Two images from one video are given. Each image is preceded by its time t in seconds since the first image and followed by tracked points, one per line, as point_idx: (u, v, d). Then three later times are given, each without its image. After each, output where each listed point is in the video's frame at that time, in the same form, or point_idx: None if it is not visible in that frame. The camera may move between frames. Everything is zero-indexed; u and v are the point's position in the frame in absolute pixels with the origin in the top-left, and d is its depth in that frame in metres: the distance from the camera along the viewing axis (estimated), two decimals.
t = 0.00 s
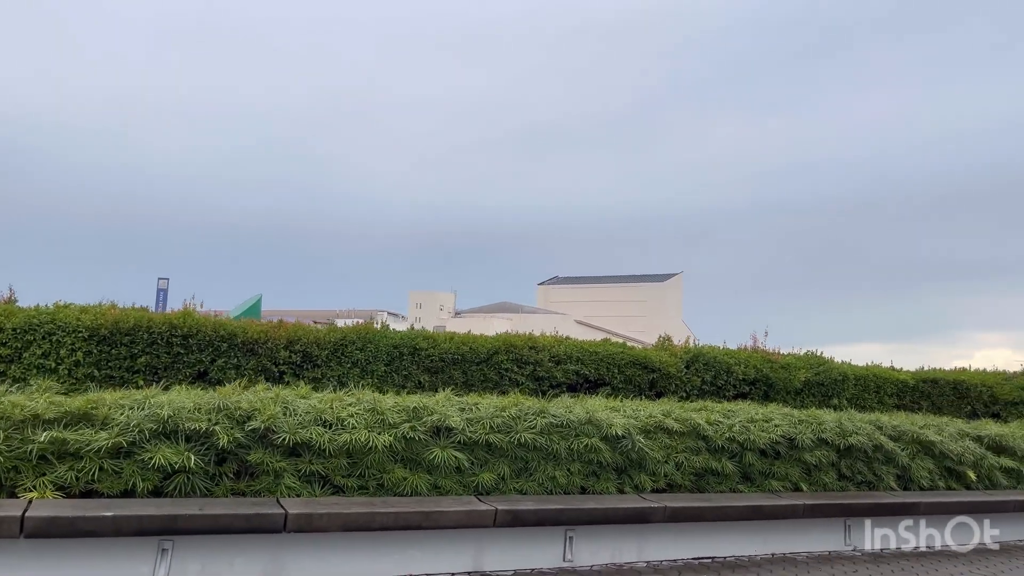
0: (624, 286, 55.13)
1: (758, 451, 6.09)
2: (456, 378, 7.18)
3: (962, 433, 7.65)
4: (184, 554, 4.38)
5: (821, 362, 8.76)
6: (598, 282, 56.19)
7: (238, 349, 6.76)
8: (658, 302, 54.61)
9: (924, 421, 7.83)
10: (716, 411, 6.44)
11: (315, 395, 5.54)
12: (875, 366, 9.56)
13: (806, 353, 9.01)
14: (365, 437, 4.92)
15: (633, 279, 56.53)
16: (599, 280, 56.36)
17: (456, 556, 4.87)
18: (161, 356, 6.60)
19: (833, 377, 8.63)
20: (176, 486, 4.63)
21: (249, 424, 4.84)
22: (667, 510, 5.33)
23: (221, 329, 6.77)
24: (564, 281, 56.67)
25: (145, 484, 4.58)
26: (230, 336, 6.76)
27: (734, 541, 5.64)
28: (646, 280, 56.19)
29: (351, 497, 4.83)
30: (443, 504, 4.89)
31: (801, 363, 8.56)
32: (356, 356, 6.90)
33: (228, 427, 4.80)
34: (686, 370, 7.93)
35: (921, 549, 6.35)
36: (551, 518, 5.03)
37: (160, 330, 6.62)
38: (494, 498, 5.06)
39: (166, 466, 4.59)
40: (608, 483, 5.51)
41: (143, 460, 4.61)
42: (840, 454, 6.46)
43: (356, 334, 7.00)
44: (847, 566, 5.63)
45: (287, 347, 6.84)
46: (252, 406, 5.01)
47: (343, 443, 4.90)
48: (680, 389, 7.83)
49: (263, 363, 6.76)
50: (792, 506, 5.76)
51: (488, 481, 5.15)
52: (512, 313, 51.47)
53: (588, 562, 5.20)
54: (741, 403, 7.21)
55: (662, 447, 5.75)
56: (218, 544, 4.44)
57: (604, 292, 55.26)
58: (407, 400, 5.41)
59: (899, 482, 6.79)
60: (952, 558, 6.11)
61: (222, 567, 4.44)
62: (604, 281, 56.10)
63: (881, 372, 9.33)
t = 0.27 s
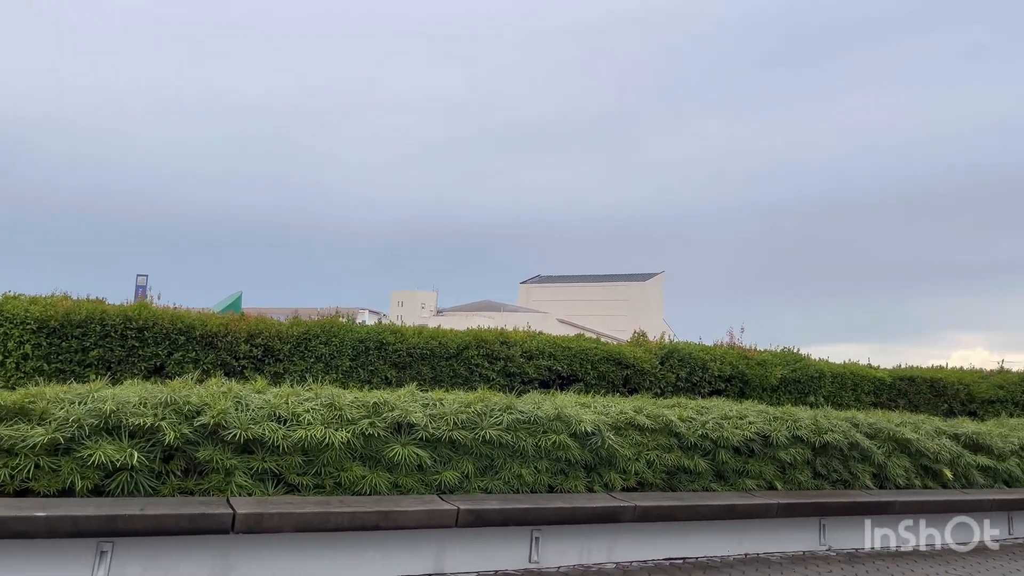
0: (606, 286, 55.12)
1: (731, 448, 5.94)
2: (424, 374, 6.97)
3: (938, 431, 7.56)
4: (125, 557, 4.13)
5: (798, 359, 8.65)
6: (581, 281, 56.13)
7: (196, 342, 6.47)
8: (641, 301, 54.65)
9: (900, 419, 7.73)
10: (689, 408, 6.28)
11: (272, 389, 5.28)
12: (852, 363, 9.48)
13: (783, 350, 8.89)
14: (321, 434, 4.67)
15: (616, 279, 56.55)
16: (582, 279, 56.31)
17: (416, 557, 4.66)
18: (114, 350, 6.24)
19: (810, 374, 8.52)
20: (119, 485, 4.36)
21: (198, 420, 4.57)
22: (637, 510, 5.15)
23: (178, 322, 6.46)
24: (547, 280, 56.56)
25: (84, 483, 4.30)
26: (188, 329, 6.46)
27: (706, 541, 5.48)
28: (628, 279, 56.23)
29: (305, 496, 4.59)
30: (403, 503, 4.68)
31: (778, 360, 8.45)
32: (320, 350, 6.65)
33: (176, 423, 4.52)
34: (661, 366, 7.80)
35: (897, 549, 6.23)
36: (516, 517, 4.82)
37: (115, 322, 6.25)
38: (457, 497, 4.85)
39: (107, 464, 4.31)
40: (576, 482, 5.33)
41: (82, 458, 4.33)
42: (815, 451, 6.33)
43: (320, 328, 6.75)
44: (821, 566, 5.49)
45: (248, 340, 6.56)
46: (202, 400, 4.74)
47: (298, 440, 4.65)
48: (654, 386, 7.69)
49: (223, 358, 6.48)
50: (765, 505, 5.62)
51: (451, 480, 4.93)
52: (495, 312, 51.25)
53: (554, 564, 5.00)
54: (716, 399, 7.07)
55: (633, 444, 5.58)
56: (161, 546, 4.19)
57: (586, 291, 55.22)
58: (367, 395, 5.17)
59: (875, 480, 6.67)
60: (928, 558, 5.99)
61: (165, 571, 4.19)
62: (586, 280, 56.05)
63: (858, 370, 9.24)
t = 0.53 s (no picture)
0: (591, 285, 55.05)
1: (706, 451, 5.77)
2: (393, 373, 6.75)
3: (917, 433, 7.44)
4: (59, 567, 3.86)
5: (777, 359, 8.51)
6: (565, 280, 56.02)
7: (153, 339, 6.17)
8: (625, 300, 54.63)
9: (880, 420, 7.60)
10: (663, 409, 6.10)
11: (226, 388, 5.01)
12: (831, 364, 9.36)
13: (762, 350, 8.75)
14: (276, 436, 4.40)
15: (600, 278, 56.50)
16: (566, 278, 56.21)
17: (373, 565, 4.43)
18: (65, 347, 5.93)
19: (789, 374, 8.39)
20: (57, 490, 4.09)
21: (144, 421, 4.29)
22: (607, 515, 4.96)
23: (134, 318, 6.15)
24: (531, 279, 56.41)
25: (18, 487, 4.02)
26: (144, 325, 6.15)
27: (679, 546, 5.31)
28: (613, 279, 56.18)
29: (257, 501, 4.34)
30: (361, 508, 4.45)
31: (756, 360, 8.31)
32: (283, 348, 6.40)
33: (119, 424, 4.24)
34: (637, 366, 7.65)
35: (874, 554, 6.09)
36: (481, 523, 4.61)
37: (65, 317, 5.93)
38: (419, 502, 4.63)
39: (44, 469, 4.03)
40: (545, 485, 5.13)
41: (16, 461, 4.04)
42: (792, 454, 6.18)
43: (284, 326, 6.50)
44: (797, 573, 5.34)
45: (208, 337, 6.28)
46: (149, 400, 4.46)
47: (251, 443, 4.39)
48: (630, 386, 7.54)
49: (180, 355, 6.20)
50: (740, 510, 5.45)
51: (413, 484, 4.71)
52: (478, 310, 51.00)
53: (520, 571, 4.80)
54: (691, 400, 6.92)
55: (604, 447, 5.40)
56: (99, 554, 3.94)
57: (571, 290, 55.12)
58: (326, 395, 4.91)
59: (853, 484, 6.54)
60: (906, 563, 5.86)
61: None
62: (571, 279, 55.95)
63: (838, 370, 9.12)
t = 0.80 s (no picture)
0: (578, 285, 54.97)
1: (682, 450, 5.61)
2: (362, 370, 6.56)
3: (899, 433, 7.31)
4: None
5: (757, 358, 8.38)
6: (552, 280, 55.90)
7: (110, 333, 5.88)
8: (612, 301, 54.58)
9: (861, 420, 7.48)
10: (638, 407, 5.94)
11: (179, 384, 4.76)
12: (812, 363, 9.25)
13: (743, 349, 8.62)
14: (228, 433, 4.17)
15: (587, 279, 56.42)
16: (553, 279, 56.11)
17: (330, 569, 4.21)
18: (14, 342, 5.61)
19: (769, 373, 8.25)
20: None
21: (86, 417, 4.03)
22: (577, 516, 4.77)
23: (90, 311, 5.86)
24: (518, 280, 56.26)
25: None
26: (100, 319, 5.87)
27: (653, 549, 5.13)
28: (600, 279, 56.12)
29: (207, 502, 4.09)
30: (318, 509, 4.23)
31: (736, 358, 8.18)
32: (247, 343, 6.17)
33: (59, 421, 3.98)
34: (614, 363, 7.55)
35: (854, 557, 5.96)
36: (445, 525, 4.40)
37: (16, 309, 5.62)
38: (381, 503, 4.43)
39: None
40: (514, 486, 4.95)
41: None
42: (770, 454, 6.04)
43: (248, 320, 6.26)
44: None
45: (168, 332, 6.01)
46: (94, 395, 4.20)
47: (201, 440, 4.15)
48: (606, 383, 7.43)
49: (139, 350, 5.93)
50: (716, 511, 5.29)
51: (374, 484, 4.51)
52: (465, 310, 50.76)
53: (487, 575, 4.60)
54: (668, 398, 6.77)
55: (576, 446, 5.22)
56: (31, 559, 3.65)
57: (558, 291, 55.00)
58: (283, 391, 4.68)
59: (833, 485, 6.40)
60: (886, 566, 5.72)
61: None
62: (558, 279, 55.85)
63: (820, 369, 8.99)
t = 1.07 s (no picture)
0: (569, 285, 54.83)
1: (661, 455, 5.44)
2: (333, 370, 6.36)
3: (885, 436, 7.16)
4: None
5: (742, 359, 8.22)
6: (544, 280, 55.76)
7: (68, 331, 5.58)
8: (603, 301, 54.47)
9: (847, 423, 7.34)
10: (617, 410, 5.77)
11: (132, 384, 4.50)
12: (798, 364, 9.10)
13: (727, 350, 8.46)
14: (180, 437, 3.92)
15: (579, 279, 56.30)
16: (545, 279, 55.95)
17: None
18: None
19: (754, 375, 8.09)
20: None
21: (26, 420, 3.74)
22: (550, 524, 4.59)
23: (47, 309, 5.54)
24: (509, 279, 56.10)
25: None
26: (59, 318, 5.56)
27: (629, 558, 4.96)
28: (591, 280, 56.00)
29: (157, 511, 3.85)
30: (276, 518, 4.00)
31: (720, 360, 8.03)
32: (213, 342, 5.94)
33: None
34: (595, 365, 7.39)
35: (838, 565, 5.80)
36: (410, 534, 4.20)
37: None
38: (343, 511, 4.22)
39: None
40: (485, 492, 4.76)
41: None
42: (752, 458, 5.87)
43: (214, 319, 6.03)
44: None
45: (130, 330, 5.75)
46: (36, 396, 3.92)
47: (152, 444, 3.89)
48: (586, 385, 7.27)
49: (99, 349, 5.64)
50: (696, 518, 5.11)
51: (337, 491, 4.30)
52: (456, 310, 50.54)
53: None
54: (649, 401, 6.61)
55: (550, 450, 5.04)
56: None
57: (549, 291, 54.85)
58: (242, 391, 4.43)
59: (817, 490, 6.24)
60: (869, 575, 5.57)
61: None
62: (549, 280, 55.70)
63: (806, 371, 8.84)
